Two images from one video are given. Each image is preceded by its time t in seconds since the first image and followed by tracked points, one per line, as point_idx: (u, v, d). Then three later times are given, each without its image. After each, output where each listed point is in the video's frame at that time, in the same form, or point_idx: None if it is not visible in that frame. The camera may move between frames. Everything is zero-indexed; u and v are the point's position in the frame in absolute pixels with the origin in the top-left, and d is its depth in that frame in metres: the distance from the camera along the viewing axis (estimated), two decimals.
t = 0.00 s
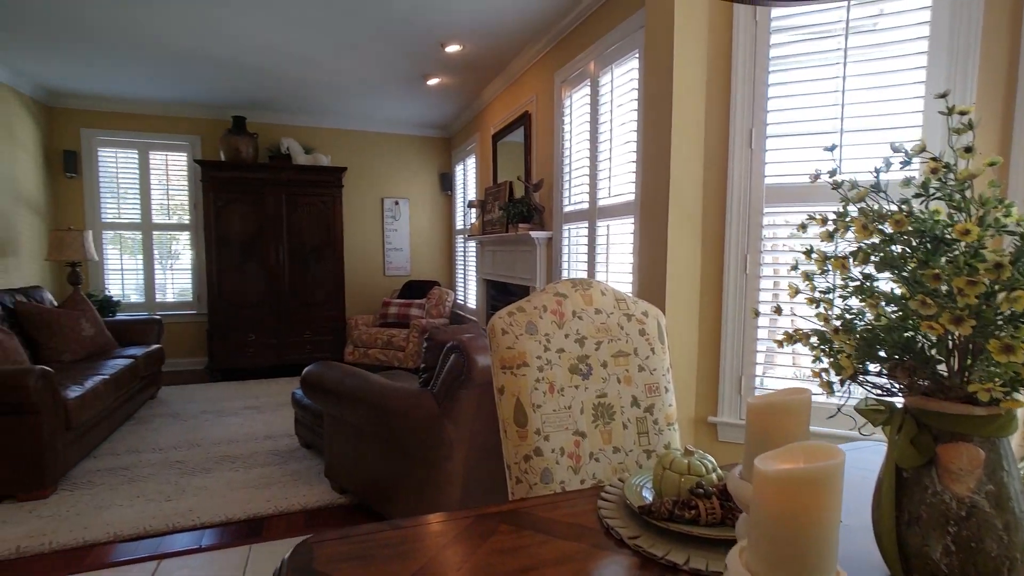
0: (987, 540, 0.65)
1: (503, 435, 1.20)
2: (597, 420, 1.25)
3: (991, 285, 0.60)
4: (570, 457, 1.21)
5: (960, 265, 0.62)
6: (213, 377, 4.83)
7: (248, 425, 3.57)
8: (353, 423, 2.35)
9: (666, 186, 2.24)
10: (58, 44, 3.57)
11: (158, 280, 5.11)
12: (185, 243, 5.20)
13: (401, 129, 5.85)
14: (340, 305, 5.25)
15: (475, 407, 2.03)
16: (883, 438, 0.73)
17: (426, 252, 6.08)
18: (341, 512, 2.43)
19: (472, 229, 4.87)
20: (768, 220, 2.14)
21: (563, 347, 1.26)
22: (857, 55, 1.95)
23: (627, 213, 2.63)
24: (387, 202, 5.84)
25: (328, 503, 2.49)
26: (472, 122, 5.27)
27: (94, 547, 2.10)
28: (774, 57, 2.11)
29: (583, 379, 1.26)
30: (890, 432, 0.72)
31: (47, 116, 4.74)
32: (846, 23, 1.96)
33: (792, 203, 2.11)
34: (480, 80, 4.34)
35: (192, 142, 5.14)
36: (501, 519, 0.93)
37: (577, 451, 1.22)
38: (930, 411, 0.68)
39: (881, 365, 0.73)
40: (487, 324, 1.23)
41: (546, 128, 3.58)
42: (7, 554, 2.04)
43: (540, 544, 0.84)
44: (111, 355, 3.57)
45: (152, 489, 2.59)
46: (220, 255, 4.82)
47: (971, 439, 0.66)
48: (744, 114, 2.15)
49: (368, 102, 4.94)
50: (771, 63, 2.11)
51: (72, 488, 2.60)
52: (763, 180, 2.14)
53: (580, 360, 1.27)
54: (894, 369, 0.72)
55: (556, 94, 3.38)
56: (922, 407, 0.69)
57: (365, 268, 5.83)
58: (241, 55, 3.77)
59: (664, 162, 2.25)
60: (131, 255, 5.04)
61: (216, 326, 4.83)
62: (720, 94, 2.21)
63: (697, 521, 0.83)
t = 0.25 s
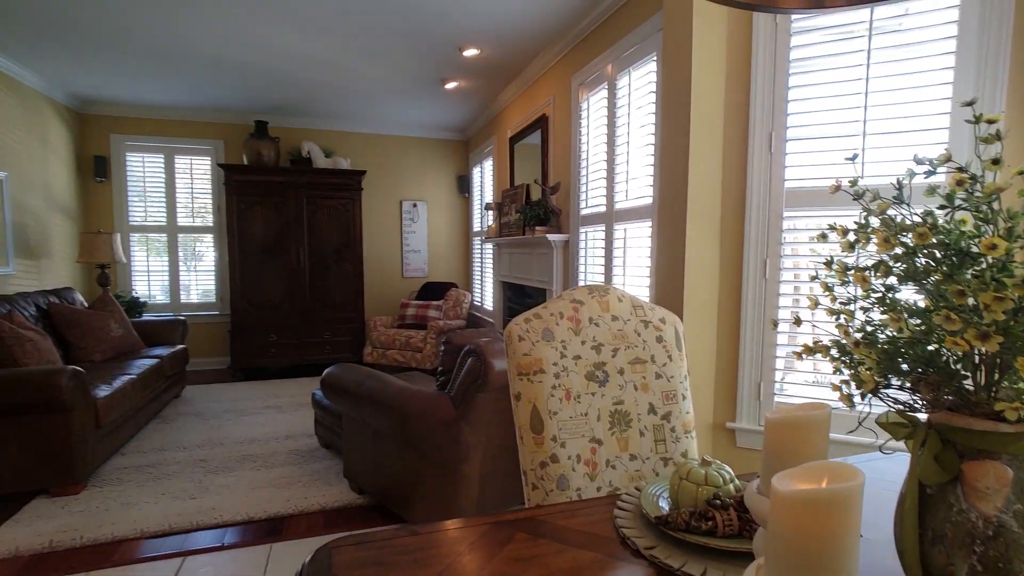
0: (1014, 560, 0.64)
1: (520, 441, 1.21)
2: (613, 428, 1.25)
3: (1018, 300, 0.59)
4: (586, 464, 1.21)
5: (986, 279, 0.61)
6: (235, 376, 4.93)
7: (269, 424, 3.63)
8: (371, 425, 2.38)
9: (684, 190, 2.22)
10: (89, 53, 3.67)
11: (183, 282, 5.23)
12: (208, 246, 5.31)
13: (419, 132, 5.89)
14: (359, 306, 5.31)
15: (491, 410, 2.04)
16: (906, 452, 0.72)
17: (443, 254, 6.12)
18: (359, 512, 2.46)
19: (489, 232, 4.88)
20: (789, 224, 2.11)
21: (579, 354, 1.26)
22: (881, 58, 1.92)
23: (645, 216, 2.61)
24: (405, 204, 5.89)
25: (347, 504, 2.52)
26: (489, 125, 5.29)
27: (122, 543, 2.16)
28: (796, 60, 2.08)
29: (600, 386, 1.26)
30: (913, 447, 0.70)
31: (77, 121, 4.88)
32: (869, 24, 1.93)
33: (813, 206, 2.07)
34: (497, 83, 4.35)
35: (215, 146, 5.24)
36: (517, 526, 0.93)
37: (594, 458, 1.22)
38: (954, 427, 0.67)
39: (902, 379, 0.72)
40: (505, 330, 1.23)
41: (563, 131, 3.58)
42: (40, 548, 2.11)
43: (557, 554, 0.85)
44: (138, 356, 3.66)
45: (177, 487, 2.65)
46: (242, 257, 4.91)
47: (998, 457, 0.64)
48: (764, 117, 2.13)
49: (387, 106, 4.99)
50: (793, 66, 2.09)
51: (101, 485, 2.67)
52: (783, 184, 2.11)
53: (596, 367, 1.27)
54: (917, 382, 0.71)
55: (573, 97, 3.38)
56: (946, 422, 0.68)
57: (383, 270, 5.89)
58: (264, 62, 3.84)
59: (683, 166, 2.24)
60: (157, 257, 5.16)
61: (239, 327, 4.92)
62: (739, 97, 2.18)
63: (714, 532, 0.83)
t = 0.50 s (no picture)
0: None
1: (538, 450, 1.21)
2: (633, 437, 1.25)
3: None
4: (605, 474, 1.21)
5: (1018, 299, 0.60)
6: (260, 376, 5.02)
7: (292, 424, 3.70)
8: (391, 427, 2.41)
9: (706, 194, 2.20)
10: (122, 62, 3.79)
11: (209, 283, 5.35)
12: (234, 248, 5.43)
13: (439, 134, 5.93)
14: (380, 308, 5.37)
15: (510, 415, 2.05)
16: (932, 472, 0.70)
17: (463, 256, 6.15)
18: (379, 513, 2.49)
19: (508, 234, 4.89)
20: (813, 229, 2.07)
21: (598, 363, 1.26)
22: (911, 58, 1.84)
23: (666, 220, 2.59)
24: (426, 206, 5.94)
25: (368, 504, 2.56)
26: (509, 127, 5.30)
27: (152, 539, 2.22)
28: (822, 62, 2.04)
29: (619, 395, 1.26)
30: (941, 466, 0.69)
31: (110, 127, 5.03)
32: (899, 24, 1.86)
33: (838, 212, 2.02)
34: (517, 86, 4.36)
35: (241, 150, 5.36)
36: (535, 536, 0.94)
37: (612, 468, 1.22)
38: (983, 447, 0.65)
39: (929, 396, 0.70)
40: (523, 338, 1.24)
41: (583, 134, 3.57)
42: (75, 542, 2.19)
43: (575, 565, 0.85)
44: (167, 356, 3.76)
45: (203, 485, 2.72)
46: (267, 259, 5.00)
47: None
48: (788, 120, 2.09)
49: (408, 110, 5.04)
50: (819, 68, 2.04)
51: (132, 482, 2.75)
52: (808, 188, 2.07)
53: (615, 376, 1.27)
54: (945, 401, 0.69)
55: (593, 100, 3.37)
56: (976, 443, 0.66)
57: (404, 272, 5.95)
58: (288, 68, 3.92)
59: (704, 171, 2.22)
60: (185, 259, 5.29)
61: (263, 328, 5.02)
62: (762, 100, 2.15)
63: (733, 547, 0.82)
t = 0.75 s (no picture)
0: None
1: (557, 458, 1.21)
2: (652, 447, 1.24)
3: None
4: (624, 483, 1.20)
5: None
6: (284, 376, 5.12)
7: (315, 424, 3.76)
8: (412, 429, 2.42)
9: (729, 198, 2.17)
10: (154, 70, 3.91)
11: (236, 284, 5.47)
12: (260, 250, 5.54)
13: (461, 137, 5.97)
14: (401, 309, 5.42)
15: (529, 420, 2.05)
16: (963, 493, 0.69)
17: (484, 258, 6.18)
18: (400, 514, 2.52)
19: (529, 236, 4.89)
20: (840, 234, 2.03)
21: (618, 371, 1.25)
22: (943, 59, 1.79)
23: (688, 224, 2.56)
24: (447, 208, 5.97)
25: (388, 505, 2.59)
26: (530, 129, 5.30)
27: (180, 535, 2.29)
28: (850, 62, 1.99)
29: (639, 404, 1.25)
30: (973, 487, 0.67)
31: (142, 133, 5.18)
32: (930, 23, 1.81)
33: (864, 217, 1.99)
34: (538, 88, 4.36)
35: (267, 154, 5.47)
36: (552, 547, 0.94)
37: (632, 477, 1.21)
38: (1016, 468, 0.63)
39: (958, 413, 0.69)
40: (542, 345, 1.24)
41: (604, 136, 3.55)
42: (108, 537, 2.26)
43: None
44: (195, 355, 3.86)
45: (229, 483, 2.78)
46: (291, 261, 5.09)
47: None
48: (813, 122, 2.05)
49: (430, 113, 5.08)
50: (846, 69, 2.00)
51: (161, 479, 2.83)
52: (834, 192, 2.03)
53: (635, 385, 1.26)
54: (976, 418, 0.68)
55: (615, 102, 3.35)
56: (1007, 463, 0.64)
57: (425, 273, 6.00)
58: (313, 73, 3.98)
59: (727, 175, 2.19)
60: (213, 261, 5.42)
61: (287, 328, 5.11)
62: (788, 102, 2.12)
63: (754, 564, 0.82)
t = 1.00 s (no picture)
0: None
1: (575, 467, 1.21)
2: (672, 457, 1.23)
3: None
4: (643, 493, 1.19)
5: None
6: (307, 376, 5.21)
7: (336, 425, 3.82)
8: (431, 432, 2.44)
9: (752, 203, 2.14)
10: (183, 78, 4.01)
11: (261, 286, 5.58)
12: (284, 252, 5.64)
13: (481, 140, 5.99)
14: (421, 311, 5.47)
15: (548, 425, 2.05)
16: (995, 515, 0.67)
17: (504, 260, 6.19)
18: (419, 516, 2.55)
19: (548, 239, 4.89)
20: (867, 239, 1.98)
21: (637, 381, 1.25)
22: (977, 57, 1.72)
23: (709, 228, 2.53)
24: (467, 211, 6.00)
25: (408, 507, 2.61)
26: (551, 132, 5.29)
27: (207, 533, 2.34)
28: (877, 63, 1.94)
29: (658, 414, 1.24)
30: (1006, 509, 0.65)
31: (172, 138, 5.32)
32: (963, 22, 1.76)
33: (892, 221, 1.94)
34: (559, 91, 4.35)
35: (291, 158, 5.56)
36: (569, 558, 0.94)
37: (651, 487, 1.20)
38: None
39: (989, 432, 0.67)
40: (561, 353, 1.23)
41: (625, 138, 3.53)
42: (138, 533, 2.33)
43: None
44: (222, 356, 3.95)
45: (254, 483, 2.84)
46: (314, 263, 5.17)
47: None
48: (839, 125, 2.01)
49: (450, 116, 5.11)
50: (874, 70, 1.95)
51: (189, 477, 2.91)
52: (861, 196, 1.99)
53: (655, 394, 1.25)
54: (1008, 437, 0.66)
55: (636, 105, 3.33)
56: None
57: (445, 275, 6.03)
58: (336, 79, 4.04)
59: (750, 180, 2.17)
60: (239, 263, 5.54)
61: (310, 329, 5.19)
62: (813, 105, 2.08)
63: None
